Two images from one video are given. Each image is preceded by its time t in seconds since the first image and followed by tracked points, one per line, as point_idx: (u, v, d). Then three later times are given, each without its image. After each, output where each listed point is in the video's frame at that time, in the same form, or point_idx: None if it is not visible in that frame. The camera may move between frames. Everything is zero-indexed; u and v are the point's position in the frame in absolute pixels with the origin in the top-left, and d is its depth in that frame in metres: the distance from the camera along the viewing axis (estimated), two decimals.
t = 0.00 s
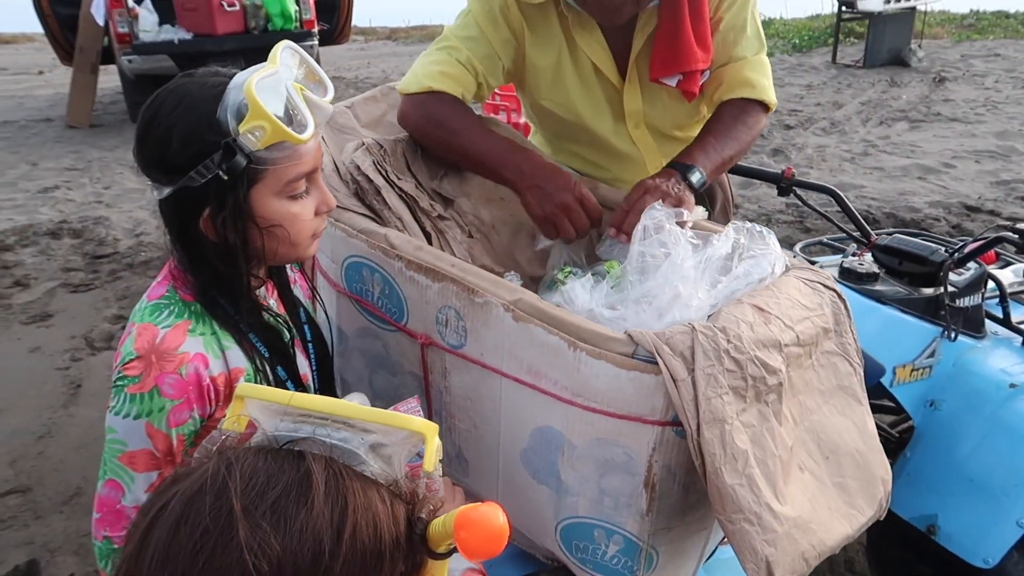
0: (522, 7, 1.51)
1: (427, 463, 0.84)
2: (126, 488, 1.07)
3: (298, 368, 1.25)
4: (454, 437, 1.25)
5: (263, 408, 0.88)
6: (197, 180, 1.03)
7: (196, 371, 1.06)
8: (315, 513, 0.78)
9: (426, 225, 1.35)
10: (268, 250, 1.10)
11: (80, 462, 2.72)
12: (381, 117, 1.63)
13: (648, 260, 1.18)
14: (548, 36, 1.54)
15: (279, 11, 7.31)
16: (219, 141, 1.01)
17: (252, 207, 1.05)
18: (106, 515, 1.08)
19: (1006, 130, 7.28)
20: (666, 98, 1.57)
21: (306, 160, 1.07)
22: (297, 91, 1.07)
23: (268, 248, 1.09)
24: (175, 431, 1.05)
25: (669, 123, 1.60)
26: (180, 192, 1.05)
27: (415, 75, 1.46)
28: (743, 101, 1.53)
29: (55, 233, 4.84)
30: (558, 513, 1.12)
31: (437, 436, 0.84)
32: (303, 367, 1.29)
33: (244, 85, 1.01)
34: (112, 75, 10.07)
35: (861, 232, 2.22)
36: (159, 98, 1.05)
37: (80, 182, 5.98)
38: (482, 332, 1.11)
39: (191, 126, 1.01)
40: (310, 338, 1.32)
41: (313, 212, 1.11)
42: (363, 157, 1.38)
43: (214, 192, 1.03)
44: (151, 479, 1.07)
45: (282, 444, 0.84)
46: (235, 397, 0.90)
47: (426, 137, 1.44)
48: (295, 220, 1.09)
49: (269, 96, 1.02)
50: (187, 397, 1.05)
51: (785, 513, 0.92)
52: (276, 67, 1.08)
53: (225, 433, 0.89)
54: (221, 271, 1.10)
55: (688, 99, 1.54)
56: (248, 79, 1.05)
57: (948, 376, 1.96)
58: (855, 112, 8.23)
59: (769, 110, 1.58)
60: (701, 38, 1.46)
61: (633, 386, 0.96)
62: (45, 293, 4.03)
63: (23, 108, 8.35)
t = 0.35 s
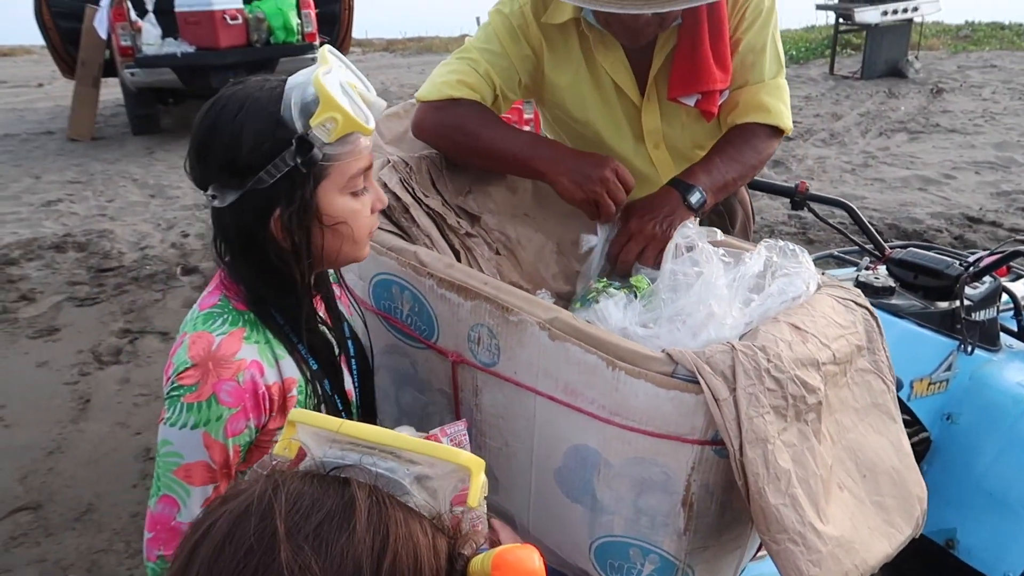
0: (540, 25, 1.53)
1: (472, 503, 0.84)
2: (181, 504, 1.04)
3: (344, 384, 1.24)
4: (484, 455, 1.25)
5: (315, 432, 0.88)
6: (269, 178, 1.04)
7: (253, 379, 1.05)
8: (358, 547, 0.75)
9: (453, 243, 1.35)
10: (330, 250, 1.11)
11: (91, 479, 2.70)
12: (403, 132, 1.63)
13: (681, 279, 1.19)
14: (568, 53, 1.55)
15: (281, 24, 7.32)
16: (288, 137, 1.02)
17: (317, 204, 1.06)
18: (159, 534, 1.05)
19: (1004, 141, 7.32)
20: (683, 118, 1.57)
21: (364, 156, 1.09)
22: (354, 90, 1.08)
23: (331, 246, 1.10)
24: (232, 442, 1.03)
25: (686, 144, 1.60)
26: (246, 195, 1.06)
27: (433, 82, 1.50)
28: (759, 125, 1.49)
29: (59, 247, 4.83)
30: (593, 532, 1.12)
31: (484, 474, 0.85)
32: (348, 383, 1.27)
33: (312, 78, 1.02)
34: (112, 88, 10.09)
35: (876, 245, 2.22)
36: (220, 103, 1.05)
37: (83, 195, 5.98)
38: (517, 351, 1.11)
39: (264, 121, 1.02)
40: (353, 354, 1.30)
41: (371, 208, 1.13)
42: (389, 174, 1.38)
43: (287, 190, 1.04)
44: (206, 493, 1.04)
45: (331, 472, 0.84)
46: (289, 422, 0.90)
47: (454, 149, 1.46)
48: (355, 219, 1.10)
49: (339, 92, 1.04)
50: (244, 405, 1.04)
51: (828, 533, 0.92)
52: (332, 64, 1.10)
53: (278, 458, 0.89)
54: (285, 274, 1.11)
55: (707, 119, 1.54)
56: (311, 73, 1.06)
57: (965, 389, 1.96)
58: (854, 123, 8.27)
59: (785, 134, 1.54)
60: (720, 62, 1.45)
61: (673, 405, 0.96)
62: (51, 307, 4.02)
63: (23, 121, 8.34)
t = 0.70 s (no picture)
0: (551, 62, 1.58)
1: (503, 524, 0.86)
2: (209, 482, 1.06)
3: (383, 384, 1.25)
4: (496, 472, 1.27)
5: (356, 458, 0.91)
6: (329, 173, 1.10)
7: (292, 364, 1.08)
8: (398, 560, 0.72)
9: (462, 264, 1.43)
10: (377, 246, 1.19)
11: (73, 503, 2.66)
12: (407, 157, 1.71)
13: (688, 298, 1.24)
14: (575, 91, 1.60)
15: (250, 41, 7.34)
16: (349, 135, 1.10)
17: (370, 199, 1.14)
18: (186, 512, 1.06)
19: (960, 155, 7.57)
20: (684, 149, 1.65)
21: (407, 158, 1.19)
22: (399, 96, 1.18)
23: (379, 242, 1.18)
24: (266, 424, 1.06)
25: (686, 172, 1.68)
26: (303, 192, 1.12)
27: (458, 132, 1.46)
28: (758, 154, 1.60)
29: (27, 268, 4.75)
30: (608, 545, 1.15)
31: (515, 498, 0.87)
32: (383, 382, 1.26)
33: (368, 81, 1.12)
34: (74, 105, 9.93)
35: (853, 259, 2.30)
36: (279, 107, 1.11)
37: (49, 215, 5.87)
38: (532, 370, 1.14)
39: (328, 119, 1.09)
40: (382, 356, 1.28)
41: (411, 209, 1.22)
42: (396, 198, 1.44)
43: (346, 183, 1.11)
44: (235, 475, 1.06)
45: (368, 492, 0.83)
46: (328, 448, 0.93)
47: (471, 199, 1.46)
48: (399, 218, 1.20)
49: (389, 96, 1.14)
50: (282, 389, 1.07)
51: (840, 539, 0.97)
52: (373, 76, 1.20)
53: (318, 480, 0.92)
54: (335, 266, 1.17)
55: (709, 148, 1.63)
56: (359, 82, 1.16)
57: (942, 398, 2.05)
58: (816, 137, 8.48)
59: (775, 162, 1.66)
60: (721, 92, 1.54)
61: (690, 420, 1.00)
62: (22, 330, 3.95)
63: None
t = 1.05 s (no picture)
0: (537, 117, 1.69)
1: (490, 531, 0.92)
2: (219, 504, 1.14)
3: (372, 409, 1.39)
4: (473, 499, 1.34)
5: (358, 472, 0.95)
6: (340, 212, 1.22)
7: (300, 388, 1.19)
8: (392, 552, 0.77)
9: (438, 302, 1.52)
10: (379, 284, 1.31)
11: (23, 552, 2.61)
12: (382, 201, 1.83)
13: (652, 331, 1.34)
14: (554, 142, 1.72)
15: (196, 83, 7.33)
16: (360, 179, 1.24)
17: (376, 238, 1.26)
18: (196, 532, 1.14)
19: (884, 197, 8.02)
20: (646, 194, 1.82)
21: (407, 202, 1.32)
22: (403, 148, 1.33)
23: (379, 279, 1.30)
24: (275, 445, 1.15)
25: (648, 215, 1.85)
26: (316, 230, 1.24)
27: (472, 200, 1.58)
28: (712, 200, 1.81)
29: None
30: (582, 564, 1.22)
31: (498, 509, 0.93)
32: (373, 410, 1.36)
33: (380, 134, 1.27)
34: (8, 145, 9.71)
35: (794, 295, 2.47)
36: (297, 151, 1.24)
37: None
38: (510, 400, 1.22)
39: (343, 163, 1.22)
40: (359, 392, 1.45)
41: (407, 251, 1.35)
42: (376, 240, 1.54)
43: (356, 224, 1.23)
44: (243, 494, 1.15)
45: (369, 499, 0.88)
46: (328, 461, 0.98)
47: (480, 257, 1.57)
48: (398, 258, 1.32)
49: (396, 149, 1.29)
50: (290, 411, 1.17)
51: (797, 547, 1.07)
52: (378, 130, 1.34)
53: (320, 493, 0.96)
54: (338, 300, 1.28)
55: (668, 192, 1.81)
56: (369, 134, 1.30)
57: (878, 423, 2.20)
58: (751, 181, 8.86)
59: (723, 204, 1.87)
60: (681, 141, 1.74)
61: (659, 442, 1.09)
62: None
63: None
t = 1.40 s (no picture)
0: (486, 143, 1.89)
1: (463, 530, 0.98)
2: (191, 527, 1.19)
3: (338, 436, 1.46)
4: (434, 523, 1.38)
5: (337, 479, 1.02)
6: (308, 246, 1.29)
7: (271, 412, 1.25)
8: (381, 546, 0.85)
9: (398, 333, 1.62)
10: (346, 314, 1.38)
11: None
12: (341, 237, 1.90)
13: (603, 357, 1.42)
14: (503, 169, 1.92)
15: (142, 125, 7.27)
16: (326, 215, 1.31)
17: (342, 271, 1.34)
18: (169, 556, 1.19)
19: (819, 234, 8.36)
20: (592, 221, 2.02)
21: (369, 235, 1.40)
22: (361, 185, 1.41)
23: (344, 310, 1.37)
24: (247, 468, 1.21)
25: (594, 240, 2.05)
26: (285, 263, 1.30)
27: (401, 211, 1.72)
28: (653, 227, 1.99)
29: None
30: None
31: (472, 508, 0.99)
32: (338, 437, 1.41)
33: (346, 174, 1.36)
34: None
35: (737, 326, 2.60)
36: (265, 190, 1.30)
37: None
38: (470, 425, 1.27)
39: (309, 200, 1.29)
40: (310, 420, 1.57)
41: (371, 283, 1.42)
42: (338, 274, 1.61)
43: (324, 257, 1.31)
44: (215, 517, 1.20)
45: (352, 501, 0.94)
46: (309, 471, 1.04)
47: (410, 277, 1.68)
48: (361, 289, 1.40)
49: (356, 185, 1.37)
50: (262, 434, 1.23)
51: (743, 555, 1.14)
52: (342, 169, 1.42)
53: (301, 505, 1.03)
54: (305, 329, 1.34)
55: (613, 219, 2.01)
56: (332, 174, 1.38)
57: (817, 447, 2.30)
58: (694, 219, 9.14)
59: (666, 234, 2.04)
60: (625, 171, 1.95)
61: (613, 459, 1.16)
62: None
63: None
